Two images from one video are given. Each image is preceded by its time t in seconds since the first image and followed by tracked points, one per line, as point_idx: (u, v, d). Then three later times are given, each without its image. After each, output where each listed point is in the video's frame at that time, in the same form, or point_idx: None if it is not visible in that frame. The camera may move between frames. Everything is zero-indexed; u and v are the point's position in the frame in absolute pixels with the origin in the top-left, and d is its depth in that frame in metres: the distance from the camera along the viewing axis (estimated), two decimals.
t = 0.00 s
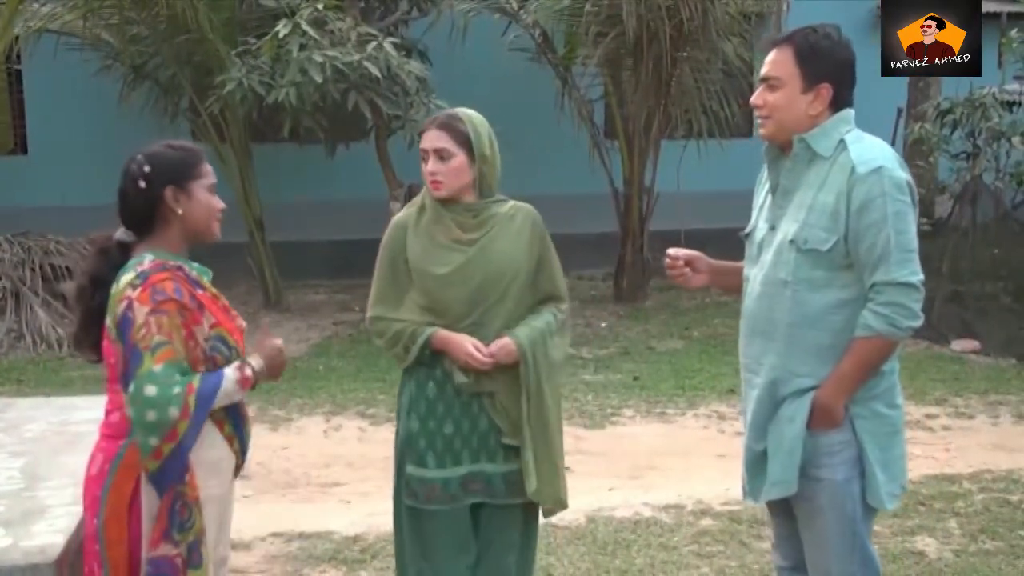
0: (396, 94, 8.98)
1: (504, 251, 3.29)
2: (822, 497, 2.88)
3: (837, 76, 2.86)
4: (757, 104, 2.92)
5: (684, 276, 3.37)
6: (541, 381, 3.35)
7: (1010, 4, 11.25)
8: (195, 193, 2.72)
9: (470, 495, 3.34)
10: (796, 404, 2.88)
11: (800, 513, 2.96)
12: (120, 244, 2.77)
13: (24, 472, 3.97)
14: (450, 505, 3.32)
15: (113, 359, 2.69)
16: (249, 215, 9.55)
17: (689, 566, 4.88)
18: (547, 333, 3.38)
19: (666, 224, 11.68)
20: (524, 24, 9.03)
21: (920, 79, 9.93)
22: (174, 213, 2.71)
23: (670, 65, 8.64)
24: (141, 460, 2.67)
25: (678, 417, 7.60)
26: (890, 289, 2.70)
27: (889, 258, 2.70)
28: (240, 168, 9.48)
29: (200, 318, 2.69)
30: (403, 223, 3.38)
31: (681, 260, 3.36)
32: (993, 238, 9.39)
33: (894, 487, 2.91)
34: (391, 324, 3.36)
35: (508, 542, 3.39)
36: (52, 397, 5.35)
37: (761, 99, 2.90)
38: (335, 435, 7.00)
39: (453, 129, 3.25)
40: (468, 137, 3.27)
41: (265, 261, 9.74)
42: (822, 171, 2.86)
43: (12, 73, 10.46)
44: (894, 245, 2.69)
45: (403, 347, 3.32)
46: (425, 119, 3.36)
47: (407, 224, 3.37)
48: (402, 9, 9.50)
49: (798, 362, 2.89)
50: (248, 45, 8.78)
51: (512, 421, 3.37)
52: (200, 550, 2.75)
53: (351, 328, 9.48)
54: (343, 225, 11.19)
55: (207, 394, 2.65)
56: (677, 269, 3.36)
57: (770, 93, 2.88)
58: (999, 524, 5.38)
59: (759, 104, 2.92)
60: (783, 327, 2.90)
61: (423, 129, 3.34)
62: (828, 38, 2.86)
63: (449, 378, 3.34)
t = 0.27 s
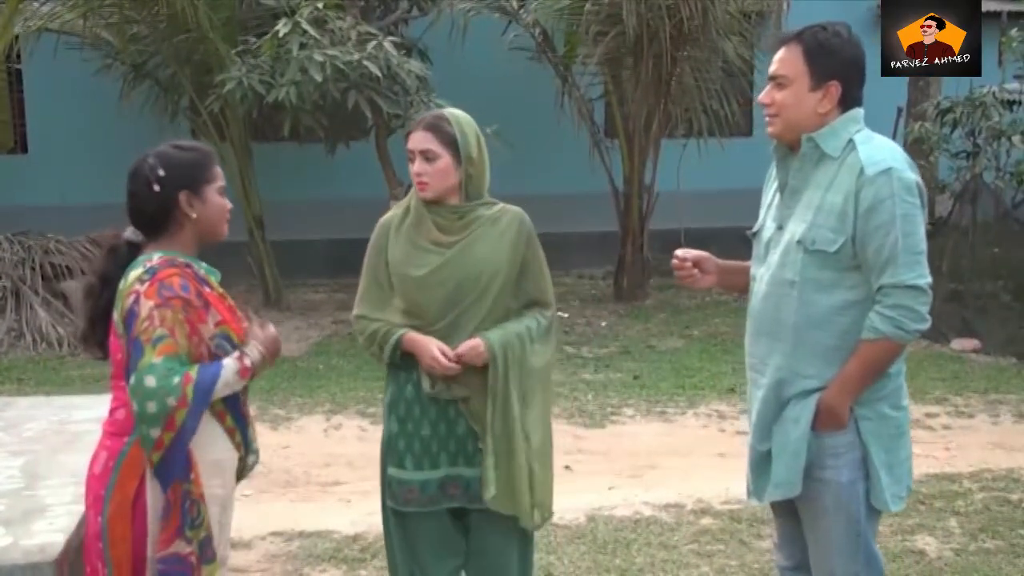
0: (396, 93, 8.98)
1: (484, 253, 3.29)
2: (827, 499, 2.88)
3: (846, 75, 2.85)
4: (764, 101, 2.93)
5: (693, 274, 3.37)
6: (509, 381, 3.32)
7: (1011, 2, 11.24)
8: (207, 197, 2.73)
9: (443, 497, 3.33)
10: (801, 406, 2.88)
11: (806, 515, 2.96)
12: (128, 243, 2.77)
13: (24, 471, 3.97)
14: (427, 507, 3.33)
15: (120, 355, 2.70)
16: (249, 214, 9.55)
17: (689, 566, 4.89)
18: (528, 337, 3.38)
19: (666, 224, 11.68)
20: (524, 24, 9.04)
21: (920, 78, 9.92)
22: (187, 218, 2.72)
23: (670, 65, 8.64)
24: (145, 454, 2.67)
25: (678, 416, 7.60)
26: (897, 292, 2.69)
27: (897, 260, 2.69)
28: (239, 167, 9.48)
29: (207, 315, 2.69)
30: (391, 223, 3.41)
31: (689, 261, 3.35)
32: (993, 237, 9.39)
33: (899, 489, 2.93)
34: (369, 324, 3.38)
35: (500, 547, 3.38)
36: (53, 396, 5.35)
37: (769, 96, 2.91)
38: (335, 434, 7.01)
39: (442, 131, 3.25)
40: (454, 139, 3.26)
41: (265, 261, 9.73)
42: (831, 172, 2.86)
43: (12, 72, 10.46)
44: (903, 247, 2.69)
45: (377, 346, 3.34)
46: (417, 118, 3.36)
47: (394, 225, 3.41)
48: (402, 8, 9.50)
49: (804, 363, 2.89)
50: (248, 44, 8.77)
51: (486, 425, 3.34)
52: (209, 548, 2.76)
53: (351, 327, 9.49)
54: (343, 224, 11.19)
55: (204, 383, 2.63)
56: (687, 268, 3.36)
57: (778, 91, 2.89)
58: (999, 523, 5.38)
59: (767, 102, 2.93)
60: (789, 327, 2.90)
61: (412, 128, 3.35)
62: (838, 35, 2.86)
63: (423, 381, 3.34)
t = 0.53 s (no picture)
0: (396, 91, 8.98)
1: (476, 254, 3.28)
2: (832, 500, 2.89)
3: (856, 73, 2.85)
4: (773, 100, 2.94)
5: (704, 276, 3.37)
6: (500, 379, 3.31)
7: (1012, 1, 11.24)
8: (209, 198, 2.73)
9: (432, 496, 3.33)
10: (807, 406, 2.89)
11: (812, 515, 2.97)
12: (131, 244, 2.77)
13: (25, 469, 3.98)
14: (420, 506, 3.34)
15: (124, 357, 2.70)
16: (249, 213, 9.55)
17: (689, 564, 4.89)
18: (533, 334, 3.35)
19: (666, 222, 11.70)
20: (525, 22, 9.01)
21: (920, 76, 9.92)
22: (190, 220, 2.72)
23: (670, 63, 8.65)
24: (148, 459, 2.68)
25: (678, 415, 7.60)
26: (904, 294, 2.69)
27: (904, 262, 2.69)
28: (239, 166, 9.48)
29: (210, 320, 2.69)
30: (391, 223, 3.43)
31: (698, 263, 3.35)
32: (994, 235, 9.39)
33: (906, 490, 2.94)
34: (370, 325, 3.41)
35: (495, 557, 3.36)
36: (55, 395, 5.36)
37: (778, 95, 2.92)
38: (336, 433, 7.01)
39: (440, 129, 3.25)
40: (454, 138, 3.26)
41: (265, 259, 9.72)
42: (840, 171, 2.86)
43: (12, 71, 10.47)
44: (910, 249, 2.68)
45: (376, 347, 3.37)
46: (417, 115, 3.36)
47: (394, 224, 3.42)
48: (402, 6, 9.49)
49: (810, 364, 2.90)
50: (248, 43, 8.77)
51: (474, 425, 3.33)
52: (215, 549, 2.75)
53: (351, 325, 9.49)
54: (343, 223, 11.19)
55: (207, 410, 2.64)
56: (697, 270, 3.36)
57: (787, 90, 2.89)
58: (1000, 522, 5.38)
59: (776, 101, 2.93)
60: (796, 328, 2.91)
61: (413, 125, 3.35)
62: (847, 33, 2.86)
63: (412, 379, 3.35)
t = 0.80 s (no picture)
0: (396, 90, 8.97)
1: (482, 252, 3.29)
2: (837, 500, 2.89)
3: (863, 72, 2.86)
4: (780, 98, 2.94)
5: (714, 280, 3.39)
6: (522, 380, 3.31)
7: None
8: (213, 198, 2.73)
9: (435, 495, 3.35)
10: (811, 406, 2.89)
11: (817, 515, 2.97)
12: (132, 242, 2.77)
13: (26, 468, 3.98)
14: (422, 504, 3.35)
15: (124, 360, 2.70)
16: (249, 212, 9.54)
17: (689, 563, 4.89)
18: (549, 331, 3.34)
19: (666, 221, 11.70)
20: (525, 22, 8.98)
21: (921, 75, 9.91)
22: (191, 219, 2.72)
23: (670, 62, 8.65)
24: (148, 461, 2.68)
25: (679, 414, 7.60)
26: (910, 294, 2.69)
27: (910, 263, 2.69)
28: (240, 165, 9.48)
29: (209, 322, 2.69)
30: (400, 222, 3.45)
31: (706, 271, 3.36)
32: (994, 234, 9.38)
33: (910, 490, 2.92)
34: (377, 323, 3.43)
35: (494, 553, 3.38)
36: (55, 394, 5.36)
37: (784, 93, 2.93)
38: (336, 431, 7.02)
39: (446, 126, 3.26)
40: (462, 136, 3.27)
41: (265, 258, 9.70)
42: (846, 171, 2.86)
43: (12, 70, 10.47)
44: (916, 250, 2.68)
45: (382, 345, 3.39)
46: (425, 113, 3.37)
47: (402, 222, 3.44)
48: (402, 5, 9.47)
49: (816, 364, 2.90)
50: (248, 41, 8.77)
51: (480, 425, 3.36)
52: (211, 553, 2.73)
53: (351, 325, 9.49)
54: (342, 223, 11.18)
55: (210, 412, 2.65)
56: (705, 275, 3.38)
57: (794, 88, 2.90)
58: (1000, 521, 5.38)
59: (783, 99, 2.94)
60: (802, 327, 2.91)
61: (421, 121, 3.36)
62: (854, 32, 2.87)
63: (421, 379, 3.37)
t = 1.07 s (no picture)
0: (396, 90, 8.97)
1: (490, 249, 3.30)
2: (840, 500, 2.89)
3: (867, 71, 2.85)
4: (785, 97, 2.94)
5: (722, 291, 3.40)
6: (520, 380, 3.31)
7: None
8: (215, 198, 2.73)
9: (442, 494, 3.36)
10: (815, 406, 2.90)
11: (821, 515, 2.98)
12: (132, 239, 2.79)
13: (26, 468, 3.97)
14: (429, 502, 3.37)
15: (125, 360, 2.69)
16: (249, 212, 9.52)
17: (689, 563, 4.89)
18: (547, 333, 3.36)
19: (666, 220, 11.70)
20: (525, 21, 8.97)
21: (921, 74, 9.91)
22: (191, 219, 2.72)
23: (670, 61, 8.65)
24: (153, 460, 2.67)
25: (679, 414, 7.60)
26: (915, 294, 2.70)
27: (915, 262, 2.70)
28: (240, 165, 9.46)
29: (208, 318, 2.68)
30: (412, 220, 3.47)
31: (710, 280, 3.37)
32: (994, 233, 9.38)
33: (914, 490, 2.92)
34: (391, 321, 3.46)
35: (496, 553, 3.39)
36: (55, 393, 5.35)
37: (789, 92, 2.92)
38: (336, 431, 7.02)
39: (456, 125, 3.27)
40: (471, 136, 3.26)
41: (265, 258, 9.68)
42: (851, 171, 2.86)
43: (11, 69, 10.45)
44: (921, 250, 2.69)
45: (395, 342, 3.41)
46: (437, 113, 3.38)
47: (415, 220, 3.46)
48: (402, 4, 9.46)
49: (820, 364, 2.90)
50: (248, 41, 8.76)
51: (489, 425, 3.35)
52: (210, 551, 2.77)
53: (351, 325, 9.47)
54: (341, 223, 11.17)
55: (213, 407, 2.66)
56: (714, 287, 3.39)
57: (799, 87, 2.90)
58: (1000, 520, 5.38)
59: (788, 98, 2.94)
60: (805, 328, 2.91)
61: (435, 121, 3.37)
62: (859, 31, 2.86)
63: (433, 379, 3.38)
